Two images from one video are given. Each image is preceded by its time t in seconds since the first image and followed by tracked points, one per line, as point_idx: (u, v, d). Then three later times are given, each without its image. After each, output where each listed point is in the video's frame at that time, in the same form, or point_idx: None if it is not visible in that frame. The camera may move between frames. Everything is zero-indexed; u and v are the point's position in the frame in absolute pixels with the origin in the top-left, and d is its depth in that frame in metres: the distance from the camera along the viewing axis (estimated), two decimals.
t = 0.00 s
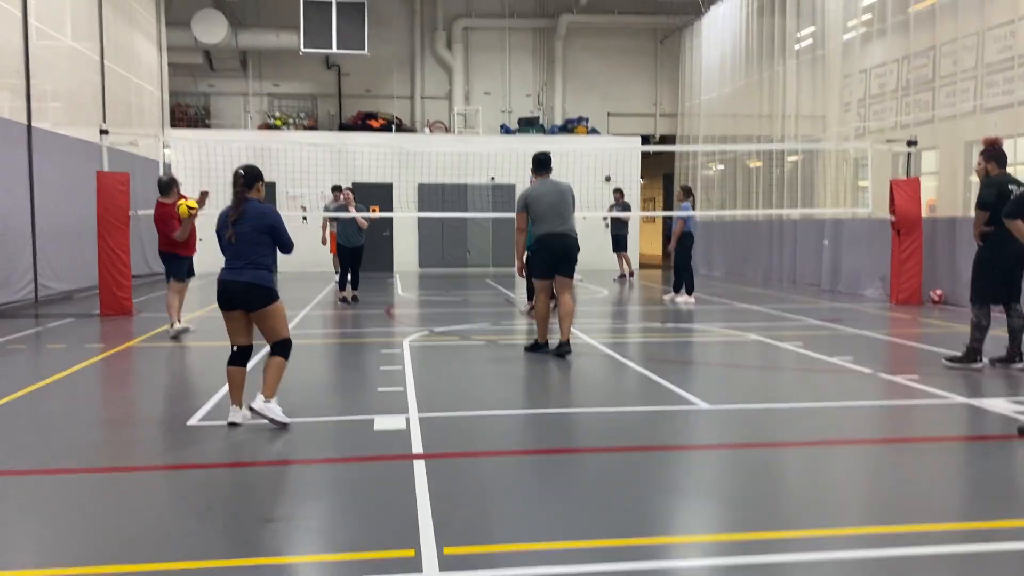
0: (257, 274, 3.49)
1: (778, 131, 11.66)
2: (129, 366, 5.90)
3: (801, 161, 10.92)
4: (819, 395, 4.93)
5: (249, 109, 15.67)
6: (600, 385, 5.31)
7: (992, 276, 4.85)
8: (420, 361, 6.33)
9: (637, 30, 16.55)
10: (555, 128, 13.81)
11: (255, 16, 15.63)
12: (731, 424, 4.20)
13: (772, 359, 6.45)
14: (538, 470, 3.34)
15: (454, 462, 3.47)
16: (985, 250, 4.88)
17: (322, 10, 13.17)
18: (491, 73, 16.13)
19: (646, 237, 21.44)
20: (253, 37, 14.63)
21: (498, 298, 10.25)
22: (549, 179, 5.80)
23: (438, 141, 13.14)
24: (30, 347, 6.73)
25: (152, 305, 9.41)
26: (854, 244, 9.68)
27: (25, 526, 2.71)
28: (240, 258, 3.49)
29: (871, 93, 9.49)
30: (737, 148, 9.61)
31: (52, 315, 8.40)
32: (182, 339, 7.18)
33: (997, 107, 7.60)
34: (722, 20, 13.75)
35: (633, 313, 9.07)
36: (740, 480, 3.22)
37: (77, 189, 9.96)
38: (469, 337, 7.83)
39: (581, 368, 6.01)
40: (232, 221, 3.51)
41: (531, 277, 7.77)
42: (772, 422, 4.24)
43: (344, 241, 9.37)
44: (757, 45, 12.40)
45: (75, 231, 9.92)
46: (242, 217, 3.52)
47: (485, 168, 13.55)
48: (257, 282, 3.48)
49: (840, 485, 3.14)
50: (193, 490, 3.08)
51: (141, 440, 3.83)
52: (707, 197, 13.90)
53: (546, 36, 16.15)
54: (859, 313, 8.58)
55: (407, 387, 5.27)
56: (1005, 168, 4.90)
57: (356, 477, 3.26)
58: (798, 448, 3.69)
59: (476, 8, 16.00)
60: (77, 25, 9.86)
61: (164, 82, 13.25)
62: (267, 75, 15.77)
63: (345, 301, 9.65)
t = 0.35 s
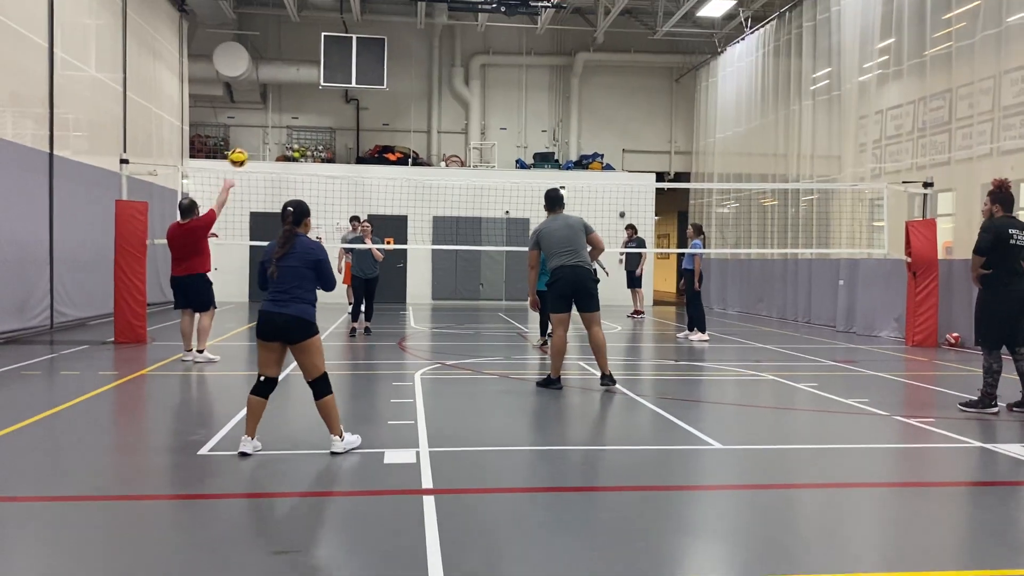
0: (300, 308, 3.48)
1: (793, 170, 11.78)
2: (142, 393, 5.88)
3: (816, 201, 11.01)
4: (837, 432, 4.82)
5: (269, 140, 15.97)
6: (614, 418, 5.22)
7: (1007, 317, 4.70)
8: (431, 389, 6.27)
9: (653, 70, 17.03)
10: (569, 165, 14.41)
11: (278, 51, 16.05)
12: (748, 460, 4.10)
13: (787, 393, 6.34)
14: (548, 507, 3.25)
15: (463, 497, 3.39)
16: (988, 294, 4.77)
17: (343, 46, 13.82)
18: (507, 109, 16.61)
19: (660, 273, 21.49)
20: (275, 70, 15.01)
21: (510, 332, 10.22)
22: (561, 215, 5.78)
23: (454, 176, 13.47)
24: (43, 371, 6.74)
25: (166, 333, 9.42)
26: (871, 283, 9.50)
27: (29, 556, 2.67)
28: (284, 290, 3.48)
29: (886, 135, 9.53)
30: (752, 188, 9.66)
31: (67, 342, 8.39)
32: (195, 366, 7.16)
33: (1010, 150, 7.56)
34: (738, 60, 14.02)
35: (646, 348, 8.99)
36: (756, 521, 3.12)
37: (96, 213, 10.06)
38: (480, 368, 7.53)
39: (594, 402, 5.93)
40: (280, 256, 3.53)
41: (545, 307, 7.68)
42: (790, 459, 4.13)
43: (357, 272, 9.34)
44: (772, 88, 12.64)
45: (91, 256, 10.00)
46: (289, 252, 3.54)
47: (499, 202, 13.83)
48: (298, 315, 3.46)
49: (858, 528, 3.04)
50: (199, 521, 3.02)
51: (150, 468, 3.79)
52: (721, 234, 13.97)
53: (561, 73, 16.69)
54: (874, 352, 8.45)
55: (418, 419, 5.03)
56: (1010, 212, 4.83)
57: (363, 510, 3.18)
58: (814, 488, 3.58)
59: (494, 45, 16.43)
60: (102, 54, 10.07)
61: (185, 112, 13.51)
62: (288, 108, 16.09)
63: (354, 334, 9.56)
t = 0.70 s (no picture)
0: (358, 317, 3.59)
1: (799, 182, 11.80)
2: (148, 399, 5.89)
3: (822, 213, 11.02)
4: (843, 444, 4.79)
5: (276, 148, 16.06)
6: (619, 428, 5.20)
7: (1007, 330, 4.67)
8: (435, 397, 6.26)
9: (659, 81, 17.09)
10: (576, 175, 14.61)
11: (286, 59, 16.15)
12: (752, 472, 4.08)
13: (792, 404, 6.31)
14: (551, 517, 3.24)
15: (467, 506, 3.38)
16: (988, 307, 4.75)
17: (351, 56, 13.92)
18: (514, 119, 16.67)
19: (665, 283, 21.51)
20: (283, 79, 15.10)
21: (515, 341, 10.22)
22: (592, 227, 5.75)
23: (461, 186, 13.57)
24: (49, 376, 6.75)
25: (172, 339, 9.44)
26: (878, 297, 9.49)
27: (35, 560, 2.67)
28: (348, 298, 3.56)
29: (892, 148, 9.52)
30: (758, 200, 9.67)
31: (73, 347, 8.40)
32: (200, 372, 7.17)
33: (1017, 163, 7.55)
34: (745, 71, 14.05)
35: (651, 358, 8.98)
36: (759, 533, 3.10)
37: (103, 218, 10.10)
38: (484, 377, 7.50)
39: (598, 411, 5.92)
40: (345, 263, 3.57)
41: (551, 316, 7.64)
42: (795, 471, 4.11)
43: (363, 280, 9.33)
44: (779, 101, 12.68)
45: (98, 262, 10.03)
46: (353, 260, 3.60)
47: (506, 212, 13.80)
48: (356, 323, 3.57)
49: (863, 542, 3.02)
50: (204, 528, 3.02)
51: (156, 474, 3.79)
52: (727, 244, 13.97)
53: (568, 83, 16.74)
54: (880, 365, 8.41)
55: (422, 428, 5.03)
56: (1004, 226, 4.80)
57: (367, 519, 3.18)
58: (819, 501, 3.56)
59: (501, 55, 16.51)
60: (112, 61, 10.13)
61: (193, 119, 13.58)
62: (295, 115, 16.18)
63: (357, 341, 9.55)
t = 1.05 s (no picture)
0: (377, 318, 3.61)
1: (802, 186, 11.81)
2: (150, 400, 5.90)
3: (825, 217, 11.03)
4: (845, 448, 4.78)
5: (279, 150, 16.09)
6: (620, 431, 5.19)
7: (1008, 334, 4.66)
8: (437, 400, 6.25)
9: (662, 85, 17.11)
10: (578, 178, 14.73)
11: (289, 62, 16.19)
12: (754, 476, 4.08)
13: (794, 408, 6.31)
14: (552, 520, 3.24)
15: (469, 509, 3.38)
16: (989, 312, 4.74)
17: (353, 58, 13.94)
18: (517, 122, 16.70)
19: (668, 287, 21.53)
20: (286, 81, 15.13)
21: (517, 344, 10.23)
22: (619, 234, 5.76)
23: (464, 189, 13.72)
24: (51, 377, 6.76)
25: (174, 341, 9.45)
26: (880, 301, 9.49)
27: (39, 562, 2.67)
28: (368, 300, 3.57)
29: (895, 152, 9.52)
30: (761, 204, 9.67)
31: (76, 348, 8.41)
32: (202, 374, 7.17)
33: (1019, 168, 7.54)
34: (748, 75, 14.06)
35: (654, 362, 8.97)
36: (761, 537, 3.10)
37: (106, 219, 10.12)
38: (487, 380, 7.49)
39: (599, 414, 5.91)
40: (364, 266, 3.56)
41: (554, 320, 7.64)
42: (797, 475, 4.11)
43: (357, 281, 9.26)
44: (782, 105, 12.69)
45: (101, 263, 10.04)
46: (372, 262, 3.59)
47: (508, 215, 13.99)
48: (375, 323, 3.60)
49: (864, 545, 3.03)
50: (206, 530, 3.02)
51: (158, 476, 3.79)
52: (729, 248, 13.97)
53: (571, 86, 16.77)
54: (882, 369, 8.41)
55: (425, 431, 5.03)
56: (1000, 230, 4.80)
57: (370, 521, 3.18)
58: (820, 506, 3.55)
59: (504, 58, 16.54)
60: (115, 63, 10.16)
61: (196, 121, 13.61)
62: (298, 118, 16.21)
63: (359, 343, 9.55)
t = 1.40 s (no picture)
0: (378, 318, 3.62)
1: (802, 188, 11.82)
2: (151, 401, 5.89)
3: (826, 219, 11.04)
4: (845, 450, 4.78)
5: (280, 151, 16.10)
6: (620, 432, 5.19)
7: (1011, 337, 4.65)
8: (437, 401, 6.25)
9: (663, 86, 17.13)
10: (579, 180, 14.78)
11: (290, 63, 16.20)
12: (754, 478, 4.07)
13: (794, 409, 6.30)
14: (551, 522, 3.23)
15: (470, 510, 3.38)
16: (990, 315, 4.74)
17: (354, 59, 13.95)
18: (517, 123, 16.71)
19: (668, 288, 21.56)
20: (287, 82, 15.14)
21: (517, 345, 10.22)
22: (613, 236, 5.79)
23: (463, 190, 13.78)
24: (51, 378, 6.75)
25: (174, 342, 9.44)
26: (881, 303, 9.48)
27: (39, 563, 2.67)
28: (368, 302, 3.57)
29: (896, 154, 9.51)
30: (762, 205, 9.67)
31: (76, 348, 8.41)
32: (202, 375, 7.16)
33: (1020, 170, 7.54)
34: (749, 77, 14.07)
35: (654, 363, 8.97)
36: (761, 539, 3.09)
37: (107, 220, 10.12)
38: (487, 381, 7.49)
39: (602, 416, 5.90)
40: (362, 269, 3.57)
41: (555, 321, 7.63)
42: (797, 477, 4.10)
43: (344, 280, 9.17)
44: (783, 107, 12.70)
45: (101, 264, 10.04)
46: (370, 266, 3.60)
47: (508, 216, 13.94)
48: (376, 323, 3.60)
49: (864, 547, 3.02)
50: (205, 531, 3.02)
51: (157, 477, 3.79)
52: (729, 249, 13.96)
53: (572, 88, 16.78)
54: (883, 371, 8.40)
55: (424, 432, 5.02)
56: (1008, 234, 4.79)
57: (370, 522, 3.18)
58: (820, 507, 3.55)
59: (505, 59, 16.54)
60: (116, 63, 10.15)
61: (197, 122, 13.62)
62: (299, 119, 16.22)
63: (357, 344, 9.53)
